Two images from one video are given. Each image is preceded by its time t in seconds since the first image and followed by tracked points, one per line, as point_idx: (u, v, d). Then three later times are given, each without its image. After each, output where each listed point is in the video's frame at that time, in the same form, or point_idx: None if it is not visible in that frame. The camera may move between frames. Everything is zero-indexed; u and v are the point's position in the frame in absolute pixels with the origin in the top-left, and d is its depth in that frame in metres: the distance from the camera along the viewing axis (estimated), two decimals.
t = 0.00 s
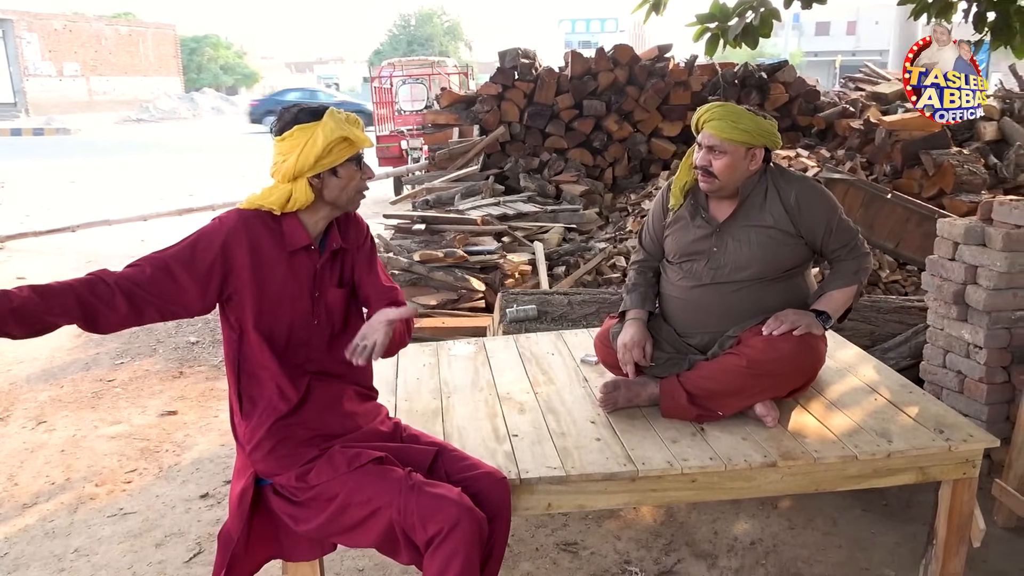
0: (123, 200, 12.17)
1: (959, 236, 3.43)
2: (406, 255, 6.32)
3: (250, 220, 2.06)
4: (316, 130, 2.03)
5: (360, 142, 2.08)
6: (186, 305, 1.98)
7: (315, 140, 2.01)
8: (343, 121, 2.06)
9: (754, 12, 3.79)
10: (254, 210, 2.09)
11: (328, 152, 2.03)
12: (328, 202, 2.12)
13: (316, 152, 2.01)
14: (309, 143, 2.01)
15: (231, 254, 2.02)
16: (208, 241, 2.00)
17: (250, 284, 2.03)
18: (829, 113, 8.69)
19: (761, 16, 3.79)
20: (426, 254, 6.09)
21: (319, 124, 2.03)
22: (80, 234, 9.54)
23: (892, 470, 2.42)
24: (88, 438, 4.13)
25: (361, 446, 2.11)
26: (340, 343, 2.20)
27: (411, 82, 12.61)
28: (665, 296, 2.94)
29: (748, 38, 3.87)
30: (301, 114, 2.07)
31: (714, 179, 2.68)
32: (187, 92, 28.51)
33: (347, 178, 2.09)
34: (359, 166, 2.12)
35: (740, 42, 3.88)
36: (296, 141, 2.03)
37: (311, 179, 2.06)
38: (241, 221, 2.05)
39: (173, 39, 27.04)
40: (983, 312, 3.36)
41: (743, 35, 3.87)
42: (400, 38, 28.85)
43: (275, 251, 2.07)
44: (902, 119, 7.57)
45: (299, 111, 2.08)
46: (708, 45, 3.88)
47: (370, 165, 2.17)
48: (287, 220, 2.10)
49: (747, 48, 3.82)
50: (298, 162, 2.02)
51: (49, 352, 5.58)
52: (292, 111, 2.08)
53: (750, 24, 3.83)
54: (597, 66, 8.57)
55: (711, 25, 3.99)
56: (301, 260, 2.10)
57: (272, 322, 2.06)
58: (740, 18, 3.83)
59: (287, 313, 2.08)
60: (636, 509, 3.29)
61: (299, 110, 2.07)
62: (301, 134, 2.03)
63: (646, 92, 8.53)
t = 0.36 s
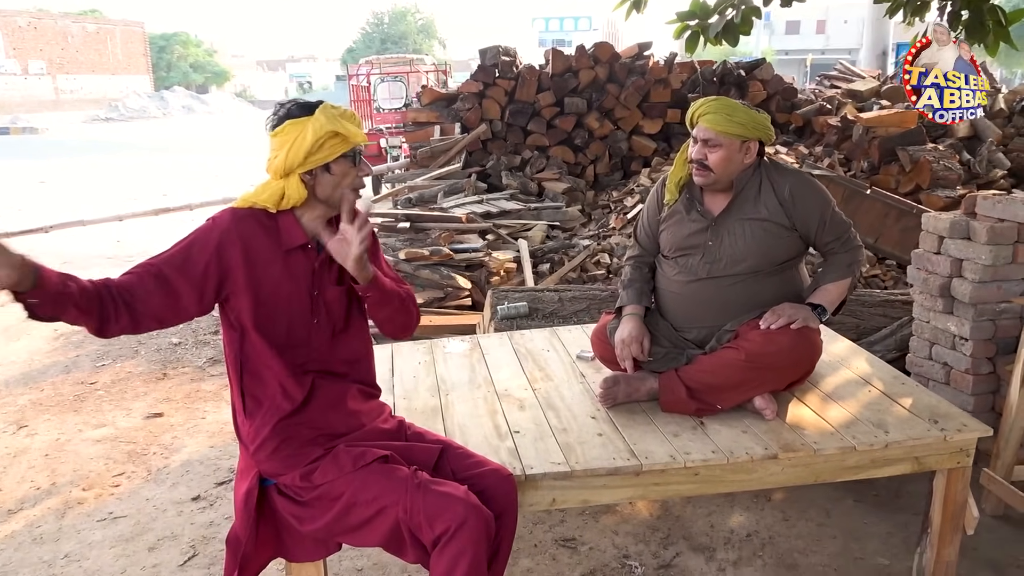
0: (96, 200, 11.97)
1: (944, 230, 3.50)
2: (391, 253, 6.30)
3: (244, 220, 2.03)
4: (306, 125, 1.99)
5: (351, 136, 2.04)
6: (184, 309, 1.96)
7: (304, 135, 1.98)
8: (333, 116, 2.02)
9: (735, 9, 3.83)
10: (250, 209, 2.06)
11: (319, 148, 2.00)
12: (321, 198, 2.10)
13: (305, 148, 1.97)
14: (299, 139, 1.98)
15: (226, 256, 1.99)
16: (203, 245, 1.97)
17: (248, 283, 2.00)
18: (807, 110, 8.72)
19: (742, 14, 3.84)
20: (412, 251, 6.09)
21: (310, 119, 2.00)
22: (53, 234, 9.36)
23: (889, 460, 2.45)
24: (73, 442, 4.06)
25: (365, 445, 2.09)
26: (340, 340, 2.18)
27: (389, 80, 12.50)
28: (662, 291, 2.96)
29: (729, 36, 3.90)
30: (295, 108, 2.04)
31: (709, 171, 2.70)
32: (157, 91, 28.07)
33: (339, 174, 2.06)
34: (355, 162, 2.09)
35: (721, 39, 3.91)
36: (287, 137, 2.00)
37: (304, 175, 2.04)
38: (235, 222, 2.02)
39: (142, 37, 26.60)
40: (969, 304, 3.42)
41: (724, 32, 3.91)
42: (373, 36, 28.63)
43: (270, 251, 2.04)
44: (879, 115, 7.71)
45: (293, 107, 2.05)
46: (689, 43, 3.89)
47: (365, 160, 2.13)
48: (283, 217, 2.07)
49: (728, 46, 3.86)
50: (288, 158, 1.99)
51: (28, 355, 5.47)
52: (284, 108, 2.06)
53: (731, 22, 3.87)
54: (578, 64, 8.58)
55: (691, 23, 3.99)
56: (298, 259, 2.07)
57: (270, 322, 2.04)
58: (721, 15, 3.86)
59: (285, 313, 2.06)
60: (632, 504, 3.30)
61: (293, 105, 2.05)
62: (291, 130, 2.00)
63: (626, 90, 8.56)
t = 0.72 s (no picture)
0: (76, 199, 11.79)
1: (934, 228, 3.53)
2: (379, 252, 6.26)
3: (223, 225, 1.96)
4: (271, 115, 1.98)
5: (318, 121, 2.03)
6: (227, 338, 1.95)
7: (271, 125, 1.96)
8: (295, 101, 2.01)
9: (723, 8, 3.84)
10: (226, 213, 1.99)
11: (288, 137, 1.98)
12: (297, 191, 2.06)
13: (274, 137, 1.95)
14: (266, 130, 1.96)
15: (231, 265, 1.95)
16: (208, 257, 1.90)
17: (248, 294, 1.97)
18: (791, 110, 8.74)
19: (729, 13, 3.85)
20: (400, 250, 6.08)
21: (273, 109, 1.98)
22: (34, 233, 9.22)
23: (886, 458, 2.46)
24: (58, 444, 3.99)
25: (364, 446, 2.06)
26: (332, 339, 2.16)
27: (375, 78, 12.53)
28: (657, 288, 2.96)
29: (715, 35, 3.88)
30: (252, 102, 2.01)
31: (706, 160, 2.73)
32: (136, 88, 27.72)
33: (312, 163, 2.04)
34: (322, 149, 2.07)
35: (708, 38, 3.91)
36: (252, 132, 1.97)
37: (275, 169, 2.01)
38: (222, 233, 1.94)
39: (120, 33, 26.25)
40: (959, 302, 3.45)
41: (712, 31, 3.91)
42: (355, 34, 28.42)
43: (263, 252, 2.01)
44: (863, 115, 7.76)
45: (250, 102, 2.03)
46: (677, 42, 3.89)
47: (332, 145, 2.12)
48: (264, 216, 2.03)
49: (716, 45, 3.85)
50: (258, 152, 1.96)
51: (9, 356, 5.38)
52: (243, 102, 2.02)
53: (719, 21, 3.87)
54: (565, 62, 8.57)
55: (679, 22, 4.00)
56: (288, 258, 2.04)
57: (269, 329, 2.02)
58: (708, 14, 3.86)
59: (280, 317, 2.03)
60: (627, 503, 3.29)
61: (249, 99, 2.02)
62: (255, 124, 1.97)
63: (613, 88, 8.56)
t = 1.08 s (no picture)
0: (56, 198, 11.60)
1: (927, 228, 3.50)
2: (364, 252, 6.19)
3: (223, 226, 1.86)
4: (257, 120, 1.87)
5: (307, 125, 1.93)
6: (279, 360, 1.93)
7: (259, 131, 1.86)
8: (281, 103, 1.90)
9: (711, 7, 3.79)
10: (218, 217, 1.88)
11: (276, 142, 1.89)
12: (286, 195, 1.98)
13: (263, 145, 1.86)
14: (253, 137, 1.85)
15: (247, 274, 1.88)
16: (228, 265, 1.82)
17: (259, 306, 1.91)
18: (778, 109, 8.73)
19: (718, 12, 3.80)
20: (387, 250, 6.00)
21: (259, 112, 1.87)
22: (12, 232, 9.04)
23: (885, 461, 2.42)
24: (35, 450, 3.87)
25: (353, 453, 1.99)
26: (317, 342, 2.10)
27: (360, 76, 12.37)
28: (651, 287, 2.91)
29: (704, 34, 3.83)
30: (235, 102, 1.89)
31: (698, 155, 2.67)
32: (117, 86, 27.38)
33: (299, 166, 1.96)
34: (309, 150, 1.99)
35: (697, 37, 3.86)
36: (237, 138, 1.86)
37: (262, 174, 1.92)
38: (230, 242, 1.85)
39: (101, 30, 25.90)
40: (953, 302, 3.42)
41: (700, 30, 3.86)
42: (339, 32, 28.21)
43: (266, 255, 1.93)
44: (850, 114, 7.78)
45: (231, 101, 1.90)
46: (665, 40, 3.83)
47: (319, 144, 2.03)
48: (256, 220, 1.93)
49: (705, 44, 3.80)
50: (246, 159, 1.86)
51: None
52: (225, 101, 1.90)
53: (707, 20, 3.82)
54: (553, 61, 8.49)
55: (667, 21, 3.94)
56: (284, 260, 1.97)
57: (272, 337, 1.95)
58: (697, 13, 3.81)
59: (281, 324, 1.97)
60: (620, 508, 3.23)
61: (231, 100, 1.89)
62: (240, 130, 1.86)
63: (600, 87, 8.49)
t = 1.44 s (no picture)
0: (34, 201, 11.36)
1: (927, 231, 3.44)
2: (350, 256, 6.07)
3: (247, 234, 1.77)
4: (301, 133, 1.73)
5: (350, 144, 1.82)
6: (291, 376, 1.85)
7: (302, 146, 1.73)
8: (328, 117, 1.77)
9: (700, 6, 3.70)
10: (238, 223, 1.78)
11: (315, 158, 1.76)
12: (310, 208, 1.87)
13: (304, 162, 1.74)
14: (293, 151, 1.72)
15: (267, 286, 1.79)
16: (251, 274, 1.73)
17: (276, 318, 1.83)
18: (767, 110, 8.69)
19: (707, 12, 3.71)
20: (374, 254, 5.85)
21: (302, 124, 1.73)
22: None
23: (893, 474, 2.35)
24: (8, 464, 3.72)
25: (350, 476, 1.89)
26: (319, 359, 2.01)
27: (346, 77, 12.26)
28: (646, 293, 2.81)
29: (694, 34, 3.75)
30: (278, 107, 1.74)
31: (692, 166, 2.59)
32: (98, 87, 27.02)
33: (331, 183, 1.83)
34: (342, 168, 1.87)
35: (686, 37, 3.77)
36: (275, 147, 1.73)
37: (293, 188, 1.79)
38: (252, 247, 1.76)
39: (81, 30, 25.55)
40: (953, 307, 3.36)
41: (690, 30, 3.77)
42: (323, 33, 27.98)
43: (283, 267, 1.84)
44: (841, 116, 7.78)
45: (273, 104, 1.75)
46: (654, 40, 3.75)
47: (352, 158, 1.91)
48: (273, 232, 1.84)
49: (694, 44, 3.72)
50: (281, 173, 1.74)
51: None
52: (266, 104, 1.75)
53: (697, 19, 3.73)
54: (540, 61, 8.39)
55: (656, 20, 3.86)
56: (296, 275, 1.90)
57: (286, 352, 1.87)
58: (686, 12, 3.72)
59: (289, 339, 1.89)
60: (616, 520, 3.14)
61: (274, 103, 1.74)
62: (280, 139, 1.73)
63: (588, 88, 8.41)
